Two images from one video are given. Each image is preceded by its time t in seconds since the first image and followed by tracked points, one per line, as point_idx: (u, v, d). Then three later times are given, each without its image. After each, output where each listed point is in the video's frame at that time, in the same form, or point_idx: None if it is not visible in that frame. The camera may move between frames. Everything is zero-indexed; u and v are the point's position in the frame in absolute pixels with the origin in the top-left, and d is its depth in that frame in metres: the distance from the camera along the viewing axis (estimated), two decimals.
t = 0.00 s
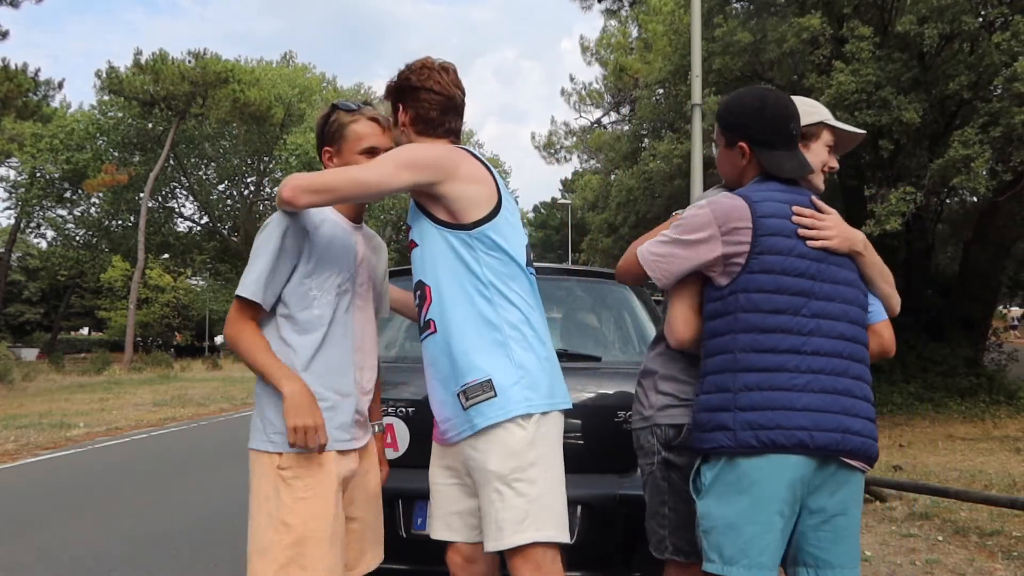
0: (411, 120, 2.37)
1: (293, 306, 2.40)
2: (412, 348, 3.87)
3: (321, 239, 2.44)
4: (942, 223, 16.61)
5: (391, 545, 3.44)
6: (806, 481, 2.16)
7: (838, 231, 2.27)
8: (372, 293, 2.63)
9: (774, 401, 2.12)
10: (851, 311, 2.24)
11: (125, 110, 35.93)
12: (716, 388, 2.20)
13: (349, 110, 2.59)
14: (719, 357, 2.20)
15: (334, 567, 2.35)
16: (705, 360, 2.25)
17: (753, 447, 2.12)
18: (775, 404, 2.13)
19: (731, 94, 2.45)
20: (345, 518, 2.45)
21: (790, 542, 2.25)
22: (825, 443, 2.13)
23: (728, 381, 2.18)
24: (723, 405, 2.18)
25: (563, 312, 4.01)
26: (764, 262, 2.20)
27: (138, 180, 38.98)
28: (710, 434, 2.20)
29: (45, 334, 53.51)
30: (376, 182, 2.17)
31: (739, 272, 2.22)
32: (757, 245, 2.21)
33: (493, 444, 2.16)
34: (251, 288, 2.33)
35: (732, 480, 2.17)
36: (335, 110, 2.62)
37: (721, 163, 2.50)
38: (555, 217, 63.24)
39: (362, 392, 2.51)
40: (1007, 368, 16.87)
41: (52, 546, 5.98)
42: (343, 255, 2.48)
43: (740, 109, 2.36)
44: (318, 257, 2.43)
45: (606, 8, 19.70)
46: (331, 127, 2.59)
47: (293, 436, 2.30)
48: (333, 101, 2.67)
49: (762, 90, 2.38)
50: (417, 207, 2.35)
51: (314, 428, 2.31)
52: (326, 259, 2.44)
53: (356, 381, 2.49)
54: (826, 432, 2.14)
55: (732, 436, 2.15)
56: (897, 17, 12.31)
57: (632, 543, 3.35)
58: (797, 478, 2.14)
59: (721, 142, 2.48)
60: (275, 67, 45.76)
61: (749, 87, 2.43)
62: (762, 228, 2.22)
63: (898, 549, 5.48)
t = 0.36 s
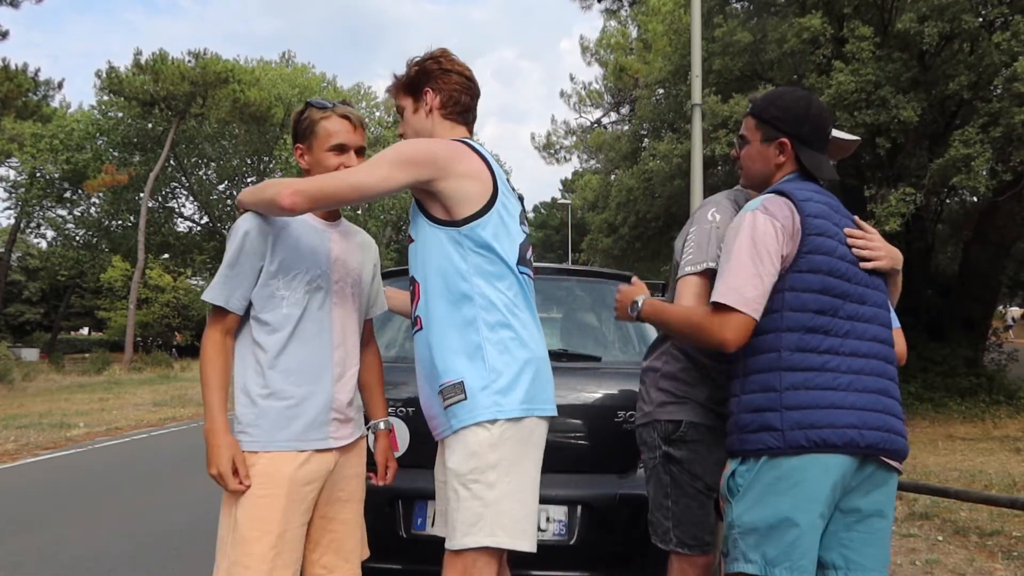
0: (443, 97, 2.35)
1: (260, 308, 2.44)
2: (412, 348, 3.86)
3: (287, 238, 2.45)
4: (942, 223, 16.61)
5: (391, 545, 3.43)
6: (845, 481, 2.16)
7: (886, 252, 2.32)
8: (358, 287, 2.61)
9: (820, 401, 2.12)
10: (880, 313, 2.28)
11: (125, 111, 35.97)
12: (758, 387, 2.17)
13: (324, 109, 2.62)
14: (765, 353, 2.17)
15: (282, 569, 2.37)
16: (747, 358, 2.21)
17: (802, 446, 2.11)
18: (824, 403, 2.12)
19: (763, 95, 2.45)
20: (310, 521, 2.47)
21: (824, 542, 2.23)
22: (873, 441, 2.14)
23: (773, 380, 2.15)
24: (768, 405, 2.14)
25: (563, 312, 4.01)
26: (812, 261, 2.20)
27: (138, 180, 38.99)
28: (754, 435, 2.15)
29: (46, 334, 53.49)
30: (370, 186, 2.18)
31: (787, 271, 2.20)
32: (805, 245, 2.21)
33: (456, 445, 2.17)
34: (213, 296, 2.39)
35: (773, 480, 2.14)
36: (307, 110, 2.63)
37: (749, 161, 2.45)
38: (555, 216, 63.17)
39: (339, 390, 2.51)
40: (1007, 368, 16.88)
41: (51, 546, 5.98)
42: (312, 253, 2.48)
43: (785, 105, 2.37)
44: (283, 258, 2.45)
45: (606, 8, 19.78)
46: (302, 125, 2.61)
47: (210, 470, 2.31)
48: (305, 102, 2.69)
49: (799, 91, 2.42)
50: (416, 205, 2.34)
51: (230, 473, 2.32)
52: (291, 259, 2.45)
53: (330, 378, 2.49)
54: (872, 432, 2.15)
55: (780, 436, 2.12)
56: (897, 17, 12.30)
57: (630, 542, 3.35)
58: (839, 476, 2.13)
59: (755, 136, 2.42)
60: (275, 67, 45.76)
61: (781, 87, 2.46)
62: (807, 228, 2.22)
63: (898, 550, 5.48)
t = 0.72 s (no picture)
0: (488, 82, 2.36)
1: (232, 314, 2.44)
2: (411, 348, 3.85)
3: (251, 242, 2.46)
4: (942, 223, 16.61)
5: (391, 545, 3.43)
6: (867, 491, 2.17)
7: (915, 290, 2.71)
8: (326, 282, 2.64)
9: (851, 412, 2.11)
10: (898, 319, 2.27)
11: (125, 111, 36.01)
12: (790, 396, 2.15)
13: (278, 105, 2.64)
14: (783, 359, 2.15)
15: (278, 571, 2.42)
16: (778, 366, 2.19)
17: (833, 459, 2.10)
18: (854, 415, 2.11)
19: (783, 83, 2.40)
20: (306, 522, 2.52)
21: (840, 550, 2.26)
22: (897, 452, 2.15)
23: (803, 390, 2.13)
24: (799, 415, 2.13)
25: (563, 312, 4.00)
26: (851, 266, 2.18)
27: (138, 180, 39.03)
28: (784, 444, 2.15)
29: (46, 335, 53.50)
30: (395, 178, 2.12)
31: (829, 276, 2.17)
32: (844, 248, 2.18)
33: (439, 454, 2.22)
34: (180, 307, 2.37)
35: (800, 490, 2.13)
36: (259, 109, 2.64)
37: (769, 148, 2.38)
38: (555, 217, 63.17)
39: (320, 387, 2.54)
40: (1007, 368, 16.88)
41: (50, 547, 5.99)
42: (277, 255, 2.50)
43: (810, 91, 2.33)
44: (250, 262, 2.45)
45: (606, 8, 19.78)
46: (264, 124, 2.61)
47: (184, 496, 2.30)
48: (254, 101, 2.69)
49: (820, 79, 2.39)
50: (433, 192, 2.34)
51: (206, 504, 2.33)
52: (258, 262, 2.46)
53: (309, 378, 2.52)
54: (892, 443, 2.15)
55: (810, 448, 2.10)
56: (897, 17, 12.30)
57: (630, 542, 3.37)
58: (863, 487, 2.14)
59: (776, 123, 2.36)
60: (275, 67, 45.77)
61: (803, 77, 2.42)
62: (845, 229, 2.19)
63: (898, 550, 5.48)
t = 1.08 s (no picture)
0: (509, 84, 2.38)
1: (216, 315, 2.44)
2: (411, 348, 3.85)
3: (234, 242, 2.46)
4: (942, 223, 16.60)
5: (390, 544, 3.43)
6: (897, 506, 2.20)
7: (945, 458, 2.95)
8: (308, 280, 2.65)
9: (892, 425, 2.14)
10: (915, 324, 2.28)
11: (125, 111, 35.98)
12: (826, 412, 2.12)
13: (250, 101, 2.65)
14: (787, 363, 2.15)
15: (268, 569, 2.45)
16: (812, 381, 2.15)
17: (874, 477, 2.12)
18: (882, 430, 2.13)
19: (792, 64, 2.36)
20: (294, 523, 2.54)
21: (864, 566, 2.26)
22: (925, 466, 2.21)
23: (843, 405, 2.12)
24: (837, 431, 2.11)
25: (563, 312, 4.00)
26: (890, 271, 2.17)
27: (138, 180, 38.99)
28: (820, 463, 2.12)
29: (46, 335, 53.46)
30: (427, 180, 2.09)
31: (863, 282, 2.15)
32: (885, 252, 2.16)
33: (441, 457, 2.22)
34: (163, 307, 2.35)
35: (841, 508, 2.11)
36: (232, 108, 2.66)
37: (780, 133, 2.34)
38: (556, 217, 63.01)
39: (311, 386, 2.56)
40: (1007, 368, 16.89)
41: (51, 546, 5.99)
42: (260, 255, 2.49)
43: (813, 69, 2.29)
44: (235, 262, 2.45)
45: (606, 8, 19.79)
46: (239, 122, 2.62)
47: (191, 500, 2.27)
48: (227, 99, 2.70)
49: (825, 55, 2.33)
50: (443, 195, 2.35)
51: (212, 508, 2.30)
52: (243, 260, 2.46)
53: (299, 377, 2.53)
54: (911, 458, 2.16)
55: (850, 467, 2.10)
56: (897, 17, 12.29)
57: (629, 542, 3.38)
58: (896, 501, 2.17)
59: (782, 107, 2.33)
60: (275, 67, 45.75)
61: (811, 55, 2.37)
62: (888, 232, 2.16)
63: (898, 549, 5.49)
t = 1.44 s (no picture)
0: (508, 87, 2.38)
1: (209, 316, 2.44)
2: (411, 348, 3.84)
3: (226, 243, 2.48)
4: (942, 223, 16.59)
5: (390, 545, 3.42)
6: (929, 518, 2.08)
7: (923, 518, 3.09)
8: (304, 280, 2.66)
9: (934, 440, 2.01)
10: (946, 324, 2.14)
11: (125, 111, 35.99)
12: (870, 430, 1.95)
13: (229, 98, 2.64)
14: (797, 369, 2.07)
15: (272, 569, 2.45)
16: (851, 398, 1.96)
17: (919, 497, 1.98)
18: (927, 447, 1.99)
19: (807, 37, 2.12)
20: (294, 524, 2.54)
21: None
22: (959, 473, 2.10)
23: (887, 424, 1.95)
24: (883, 453, 1.95)
25: (563, 311, 4.00)
26: (931, 279, 1.99)
27: (138, 180, 38.99)
28: (865, 487, 1.94)
29: (46, 335, 53.48)
30: (430, 178, 2.09)
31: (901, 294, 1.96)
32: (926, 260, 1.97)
33: (445, 457, 2.24)
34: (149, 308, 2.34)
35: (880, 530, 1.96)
36: (209, 107, 2.65)
37: (793, 116, 2.12)
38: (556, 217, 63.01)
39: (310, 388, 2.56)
40: (1006, 368, 16.90)
41: (49, 547, 5.99)
42: (254, 256, 2.50)
43: (830, 43, 2.04)
44: (226, 263, 2.47)
45: (606, 8, 19.80)
46: (218, 120, 2.62)
47: (132, 485, 2.29)
48: (204, 99, 2.69)
49: (851, 25, 2.08)
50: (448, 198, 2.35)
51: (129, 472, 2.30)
52: (235, 261, 2.47)
53: (298, 379, 2.53)
54: (946, 474, 2.04)
55: (897, 490, 1.95)
56: (897, 17, 12.30)
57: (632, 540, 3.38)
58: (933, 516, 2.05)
59: (797, 85, 2.10)
60: (275, 67, 45.78)
61: (831, 24, 2.12)
62: (930, 237, 1.96)
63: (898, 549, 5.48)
